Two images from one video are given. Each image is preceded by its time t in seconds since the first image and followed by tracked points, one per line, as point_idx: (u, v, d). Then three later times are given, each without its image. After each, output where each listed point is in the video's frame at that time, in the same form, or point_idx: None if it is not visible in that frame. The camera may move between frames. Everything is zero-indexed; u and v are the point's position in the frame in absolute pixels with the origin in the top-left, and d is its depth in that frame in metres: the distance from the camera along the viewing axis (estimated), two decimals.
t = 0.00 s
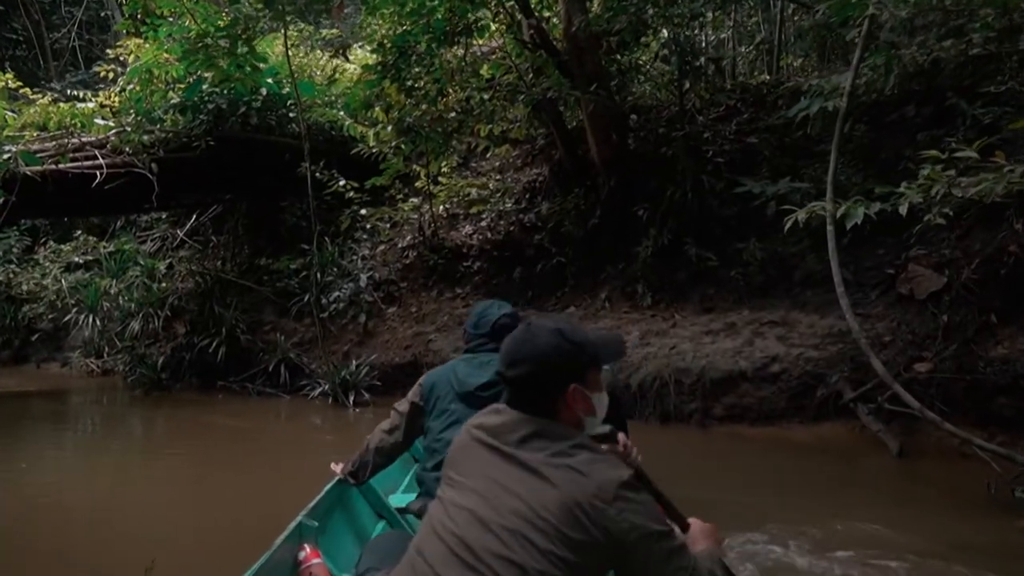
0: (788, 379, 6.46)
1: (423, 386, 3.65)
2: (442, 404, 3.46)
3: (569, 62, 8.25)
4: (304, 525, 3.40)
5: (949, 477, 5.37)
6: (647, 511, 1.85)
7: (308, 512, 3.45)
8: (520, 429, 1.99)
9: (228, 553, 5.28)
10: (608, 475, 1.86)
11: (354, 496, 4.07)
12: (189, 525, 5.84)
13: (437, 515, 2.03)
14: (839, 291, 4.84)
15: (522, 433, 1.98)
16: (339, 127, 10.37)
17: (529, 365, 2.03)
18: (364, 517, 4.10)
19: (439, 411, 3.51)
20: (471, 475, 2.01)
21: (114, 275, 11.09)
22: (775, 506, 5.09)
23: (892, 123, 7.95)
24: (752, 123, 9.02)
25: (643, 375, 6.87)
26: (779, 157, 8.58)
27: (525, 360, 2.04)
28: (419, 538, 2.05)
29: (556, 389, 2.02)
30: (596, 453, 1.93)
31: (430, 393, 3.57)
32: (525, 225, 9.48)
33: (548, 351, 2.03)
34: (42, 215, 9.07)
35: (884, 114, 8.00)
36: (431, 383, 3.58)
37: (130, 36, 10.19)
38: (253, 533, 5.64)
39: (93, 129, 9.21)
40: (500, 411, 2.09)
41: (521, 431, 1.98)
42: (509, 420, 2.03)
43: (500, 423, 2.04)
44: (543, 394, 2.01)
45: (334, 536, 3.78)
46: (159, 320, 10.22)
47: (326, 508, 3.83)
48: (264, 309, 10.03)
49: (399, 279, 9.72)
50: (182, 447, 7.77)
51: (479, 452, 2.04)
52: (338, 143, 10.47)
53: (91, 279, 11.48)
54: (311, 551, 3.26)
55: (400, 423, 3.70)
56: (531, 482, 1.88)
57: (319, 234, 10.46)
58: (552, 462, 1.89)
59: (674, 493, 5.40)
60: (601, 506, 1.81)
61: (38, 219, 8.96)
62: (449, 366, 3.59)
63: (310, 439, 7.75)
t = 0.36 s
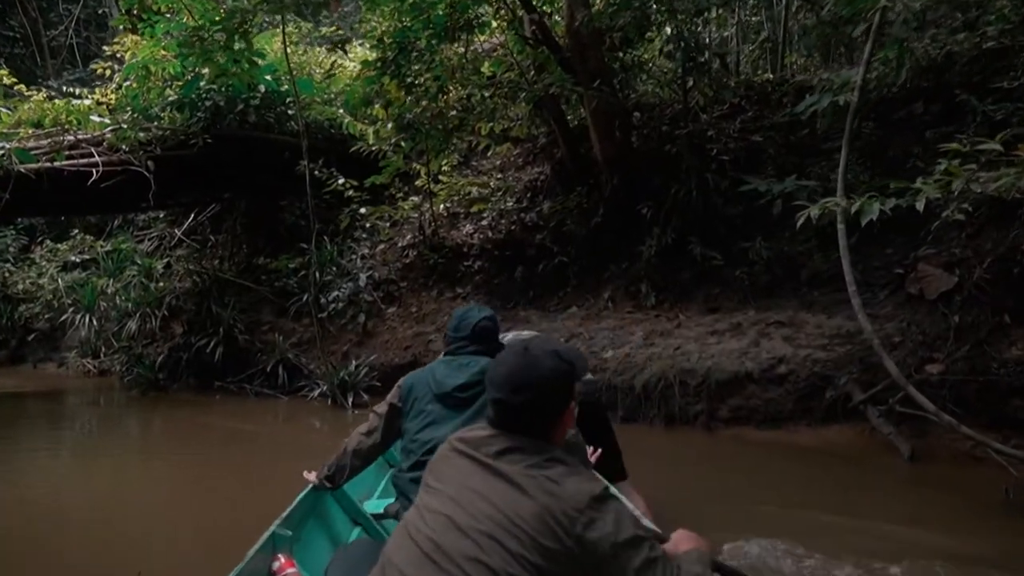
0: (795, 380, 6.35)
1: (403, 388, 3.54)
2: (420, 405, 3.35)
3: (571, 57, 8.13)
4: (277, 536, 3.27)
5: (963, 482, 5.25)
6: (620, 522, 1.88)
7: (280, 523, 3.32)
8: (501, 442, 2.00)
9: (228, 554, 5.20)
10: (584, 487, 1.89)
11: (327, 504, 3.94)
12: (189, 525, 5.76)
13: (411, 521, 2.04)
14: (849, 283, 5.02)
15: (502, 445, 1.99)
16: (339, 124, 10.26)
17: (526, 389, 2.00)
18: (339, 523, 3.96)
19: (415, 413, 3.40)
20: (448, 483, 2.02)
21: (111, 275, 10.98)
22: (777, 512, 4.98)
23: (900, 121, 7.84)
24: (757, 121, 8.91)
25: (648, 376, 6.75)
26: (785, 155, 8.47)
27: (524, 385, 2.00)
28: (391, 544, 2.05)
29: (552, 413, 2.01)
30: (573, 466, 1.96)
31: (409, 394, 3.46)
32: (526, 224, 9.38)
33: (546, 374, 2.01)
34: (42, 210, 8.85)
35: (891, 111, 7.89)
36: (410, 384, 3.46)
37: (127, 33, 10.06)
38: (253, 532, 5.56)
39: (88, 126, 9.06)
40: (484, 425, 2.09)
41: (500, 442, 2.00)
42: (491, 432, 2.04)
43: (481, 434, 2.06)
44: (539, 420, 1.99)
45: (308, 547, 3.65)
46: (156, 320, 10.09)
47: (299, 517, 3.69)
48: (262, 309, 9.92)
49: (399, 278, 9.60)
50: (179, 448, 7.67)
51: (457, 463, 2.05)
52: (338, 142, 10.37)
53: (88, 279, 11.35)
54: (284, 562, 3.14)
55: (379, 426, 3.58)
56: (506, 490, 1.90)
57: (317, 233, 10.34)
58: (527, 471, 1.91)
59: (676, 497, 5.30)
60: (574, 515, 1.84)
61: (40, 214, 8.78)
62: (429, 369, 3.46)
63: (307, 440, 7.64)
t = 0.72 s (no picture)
0: (805, 381, 6.23)
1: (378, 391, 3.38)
2: (392, 404, 3.18)
3: (577, 54, 8.01)
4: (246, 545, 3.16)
5: (979, 485, 5.13)
6: (571, 489, 2.13)
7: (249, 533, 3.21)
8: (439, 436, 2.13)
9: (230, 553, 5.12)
10: (528, 466, 2.10)
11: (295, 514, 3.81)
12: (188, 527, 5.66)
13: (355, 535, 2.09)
14: (865, 285, 4.97)
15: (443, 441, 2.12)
16: (341, 122, 10.19)
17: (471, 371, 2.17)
18: (311, 531, 3.86)
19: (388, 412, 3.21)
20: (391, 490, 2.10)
21: (111, 274, 10.87)
22: (783, 514, 4.89)
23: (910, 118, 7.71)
24: (764, 118, 8.80)
25: (654, 377, 6.63)
26: (792, 153, 8.35)
27: (474, 361, 2.19)
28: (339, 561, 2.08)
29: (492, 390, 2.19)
30: (511, 447, 2.16)
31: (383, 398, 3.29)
32: (530, 222, 9.28)
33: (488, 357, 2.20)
34: (42, 208, 8.77)
35: (901, 108, 7.77)
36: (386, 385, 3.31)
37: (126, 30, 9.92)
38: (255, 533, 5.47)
39: (86, 123, 8.88)
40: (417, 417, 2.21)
41: (439, 439, 2.13)
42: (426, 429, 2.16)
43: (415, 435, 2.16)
44: (483, 399, 2.18)
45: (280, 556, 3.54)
46: (157, 319, 9.97)
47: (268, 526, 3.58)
48: (263, 308, 9.82)
49: (402, 277, 9.49)
50: (178, 448, 7.57)
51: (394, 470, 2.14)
52: (340, 141, 10.27)
53: (88, 278, 11.22)
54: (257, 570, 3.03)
55: (353, 429, 3.35)
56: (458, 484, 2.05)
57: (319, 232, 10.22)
58: (474, 461, 2.07)
59: (680, 501, 5.19)
60: (528, 495, 2.05)
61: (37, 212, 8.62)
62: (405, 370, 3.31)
63: (308, 441, 7.54)
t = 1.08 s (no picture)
0: (823, 380, 6.10)
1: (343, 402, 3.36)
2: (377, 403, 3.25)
3: (589, 48, 7.88)
4: (221, 535, 3.15)
5: (1005, 488, 5.00)
6: (540, 451, 1.75)
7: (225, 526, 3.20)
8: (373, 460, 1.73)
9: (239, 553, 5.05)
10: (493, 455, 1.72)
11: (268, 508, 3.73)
12: (196, 526, 5.57)
13: None
14: (886, 281, 4.96)
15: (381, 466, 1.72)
16: (351, 119, 10.06)
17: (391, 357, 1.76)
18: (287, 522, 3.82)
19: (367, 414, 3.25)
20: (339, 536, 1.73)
21: (122, 272, 10.83)
22: (804, 519, 4.77)
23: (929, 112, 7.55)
24: (779, 114, 8.65)
25: (668, 376, 6.51)
26: (808, 148, 8.20)
27: (414, 339, 1.78)
28: None
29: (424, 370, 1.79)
30: (465, 433, 1.76)
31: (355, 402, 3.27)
32: (541, 220, 9.18)
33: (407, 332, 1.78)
34: (50, 201, 8.71)
35: (920, 102, 7.61)
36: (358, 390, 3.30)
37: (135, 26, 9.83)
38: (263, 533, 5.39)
39: (96, 120, 8.84)
40: (344, 428, 1.77)
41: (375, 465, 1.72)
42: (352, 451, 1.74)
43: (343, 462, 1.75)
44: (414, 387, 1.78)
45: (256, 546, 3.51)
46: (167, 317, 9.91)
47: (242, 517, 3.54)
48: (273, 307, 9.76)
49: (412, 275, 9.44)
50: (188, 447, 7.50)
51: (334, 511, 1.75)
52: (351, 139, 10.20)
53: (98, 276, 11.17)
54: (230, 563, 3.03)
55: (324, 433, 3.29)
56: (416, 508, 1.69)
57: (328, 230, 10.16)
58: (425, 471, 1.69)
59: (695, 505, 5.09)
60: (502, 492, 1.71)
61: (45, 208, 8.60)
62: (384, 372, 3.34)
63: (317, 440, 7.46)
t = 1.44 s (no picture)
0: (848, 378, 5.96)
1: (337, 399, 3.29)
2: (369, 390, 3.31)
3: (609, 42, 7.74)
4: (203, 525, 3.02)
5: None
6: (459, 387, 1.66)
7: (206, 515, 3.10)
8: (306, 476, 1.58)
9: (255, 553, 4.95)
10: (424, 424, 1.59)
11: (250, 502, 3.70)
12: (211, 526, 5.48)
13: None
14: (915, 277, 4.81)
15: (319, 486, 1.56)
16: (369, 116, 10.01)
17: (300, 345, 1.60)
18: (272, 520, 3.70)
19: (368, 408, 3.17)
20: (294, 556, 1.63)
21: (142, 269, 10.87)
22: (830, 523, 4.64)
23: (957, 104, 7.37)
24: (802, 107, 8.50)
25: (689, 375, 6.38)
26: (832, 141, 8.04)
27: (349, 327, 1.60)
28: None
29: (348, 360, 1.60)
30: (392, 405, 1.61)
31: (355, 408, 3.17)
32: (561, 215, 9.10)
33: (318, 320, 1.60)
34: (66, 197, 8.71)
35: (947, 94, 7.43)
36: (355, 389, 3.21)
37: (154, 24, 9.79)
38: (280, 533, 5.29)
39: (113, 117, 8.79)
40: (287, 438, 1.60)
41: (310, 485, 1.57)
42: (283, 467, 1.60)
43: (277, 483, 1.60)
44: (334, 381, 1.59)
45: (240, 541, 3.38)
46: (185, 315, 10.01)
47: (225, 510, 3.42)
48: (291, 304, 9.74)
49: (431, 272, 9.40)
50: (206, 445, 7.47)
51: (285, 533, 1.63)
52: (370, 136, 10.16)
53: (119, 273, 11.19)
54: (210, 555, 2.89)
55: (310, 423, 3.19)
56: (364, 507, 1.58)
57: (347, 227, 10.13)
58: (375, 463, 1.54)
59: (716, 508, 4.98)
60: (444, 454, 1.63)
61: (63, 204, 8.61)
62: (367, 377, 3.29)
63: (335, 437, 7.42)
